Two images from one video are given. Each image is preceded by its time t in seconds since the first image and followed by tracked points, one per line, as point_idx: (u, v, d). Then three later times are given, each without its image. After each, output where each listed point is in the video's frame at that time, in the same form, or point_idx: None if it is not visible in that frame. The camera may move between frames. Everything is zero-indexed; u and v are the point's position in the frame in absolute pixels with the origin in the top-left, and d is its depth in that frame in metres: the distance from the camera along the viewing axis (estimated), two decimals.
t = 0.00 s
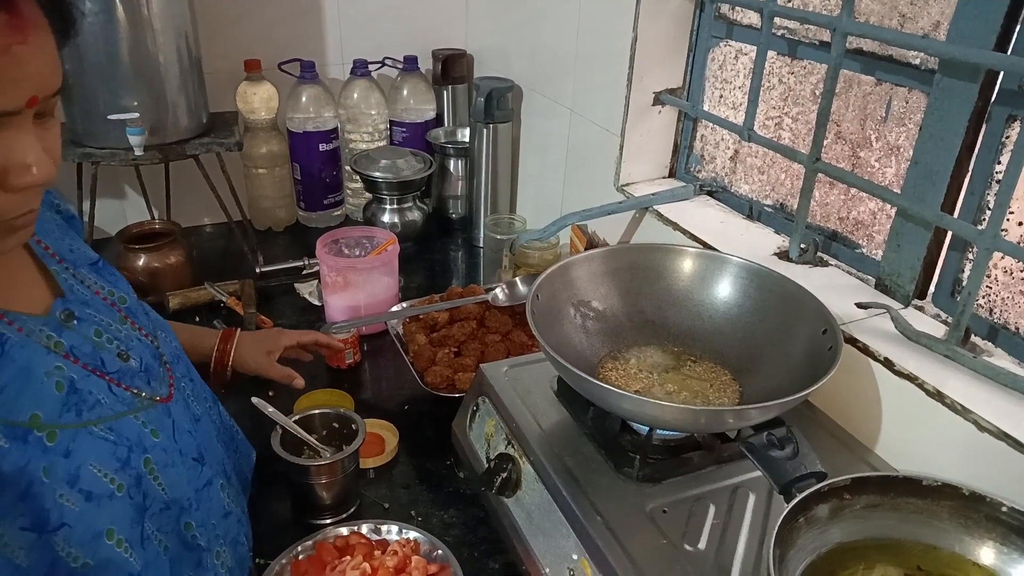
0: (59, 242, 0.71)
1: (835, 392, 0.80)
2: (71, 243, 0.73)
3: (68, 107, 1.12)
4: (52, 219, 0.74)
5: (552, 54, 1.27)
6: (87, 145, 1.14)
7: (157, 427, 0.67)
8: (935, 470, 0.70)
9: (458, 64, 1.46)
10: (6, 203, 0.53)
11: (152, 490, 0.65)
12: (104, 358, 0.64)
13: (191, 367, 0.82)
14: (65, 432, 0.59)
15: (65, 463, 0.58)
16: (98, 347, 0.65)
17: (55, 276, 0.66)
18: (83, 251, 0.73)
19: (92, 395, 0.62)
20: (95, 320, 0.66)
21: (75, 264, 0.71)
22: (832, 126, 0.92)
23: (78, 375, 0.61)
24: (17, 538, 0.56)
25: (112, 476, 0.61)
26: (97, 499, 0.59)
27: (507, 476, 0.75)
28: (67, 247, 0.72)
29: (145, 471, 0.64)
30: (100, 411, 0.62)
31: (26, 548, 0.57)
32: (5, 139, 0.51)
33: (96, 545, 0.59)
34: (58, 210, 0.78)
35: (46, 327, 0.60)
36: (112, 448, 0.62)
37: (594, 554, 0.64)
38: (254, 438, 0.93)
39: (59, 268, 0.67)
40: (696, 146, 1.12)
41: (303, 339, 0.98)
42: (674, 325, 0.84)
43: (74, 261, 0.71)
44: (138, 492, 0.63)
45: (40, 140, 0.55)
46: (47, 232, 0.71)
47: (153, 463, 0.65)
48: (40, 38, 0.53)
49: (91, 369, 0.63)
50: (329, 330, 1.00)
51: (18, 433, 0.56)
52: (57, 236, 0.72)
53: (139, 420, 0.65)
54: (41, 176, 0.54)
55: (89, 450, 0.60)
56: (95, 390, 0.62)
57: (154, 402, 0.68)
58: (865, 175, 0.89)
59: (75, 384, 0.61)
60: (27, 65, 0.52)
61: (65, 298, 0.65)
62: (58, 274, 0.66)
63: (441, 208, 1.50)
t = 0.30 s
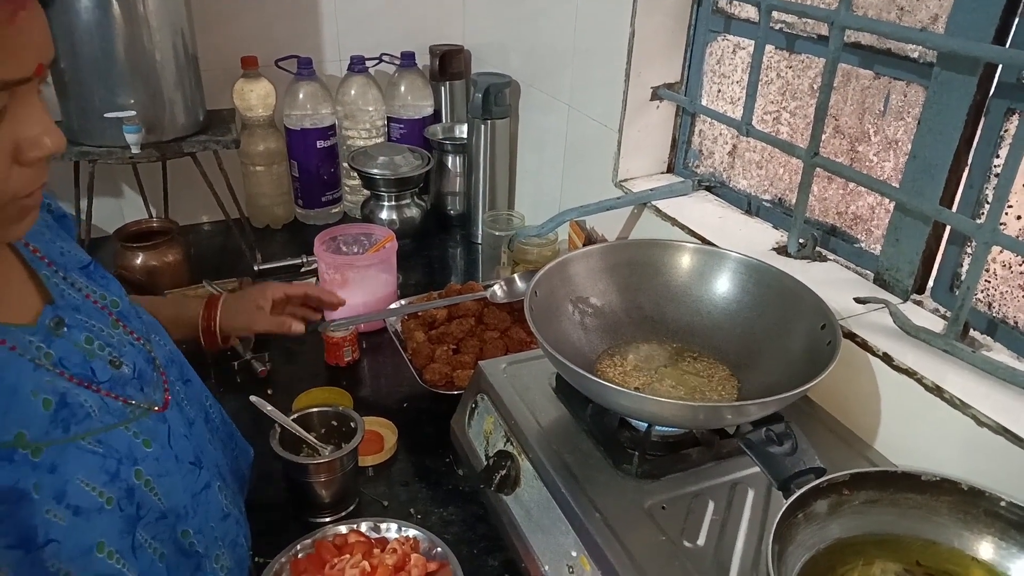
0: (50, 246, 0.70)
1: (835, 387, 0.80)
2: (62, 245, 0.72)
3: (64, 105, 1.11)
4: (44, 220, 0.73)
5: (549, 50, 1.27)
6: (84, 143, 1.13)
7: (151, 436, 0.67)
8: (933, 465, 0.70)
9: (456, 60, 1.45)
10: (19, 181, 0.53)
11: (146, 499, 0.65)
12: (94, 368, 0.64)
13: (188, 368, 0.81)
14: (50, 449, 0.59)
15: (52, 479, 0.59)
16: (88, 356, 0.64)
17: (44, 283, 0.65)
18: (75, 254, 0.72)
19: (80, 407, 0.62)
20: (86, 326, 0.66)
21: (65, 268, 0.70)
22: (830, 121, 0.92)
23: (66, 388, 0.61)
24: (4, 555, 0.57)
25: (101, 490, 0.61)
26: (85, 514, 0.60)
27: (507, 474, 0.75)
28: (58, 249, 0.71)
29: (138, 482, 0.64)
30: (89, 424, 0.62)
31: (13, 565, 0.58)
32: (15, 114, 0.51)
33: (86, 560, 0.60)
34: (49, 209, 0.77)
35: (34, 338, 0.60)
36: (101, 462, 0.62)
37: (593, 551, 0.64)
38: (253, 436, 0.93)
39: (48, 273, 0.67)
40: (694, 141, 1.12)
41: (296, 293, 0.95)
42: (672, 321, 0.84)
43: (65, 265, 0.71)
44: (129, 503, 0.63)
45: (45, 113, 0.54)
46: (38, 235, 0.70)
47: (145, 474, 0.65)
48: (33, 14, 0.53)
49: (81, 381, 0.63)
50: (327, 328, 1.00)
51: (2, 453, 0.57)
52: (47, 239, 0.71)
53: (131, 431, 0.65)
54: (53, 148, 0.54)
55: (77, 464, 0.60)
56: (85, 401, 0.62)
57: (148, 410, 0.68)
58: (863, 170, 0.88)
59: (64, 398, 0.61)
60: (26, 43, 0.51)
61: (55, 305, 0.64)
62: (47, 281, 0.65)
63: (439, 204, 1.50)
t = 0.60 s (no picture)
0: (35, 249, 0.69)
1: (841, 389, 0.79)
2: (50, 248, 0.71)
3: (68, 107, 1.12)
4: (34, 223, 0.72)
5: (552, 51, 1.27)
6: (88, 145, 1.14)
7: (126, 442, 0.67)
8: (938, 466, 0.70)
9: (458, 61, 1.46)
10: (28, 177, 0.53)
11: (125, 506, 0.66)
12: (70, 375, 0.64)
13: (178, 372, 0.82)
14: (21, 456, 0.60)
15: (23, 488, 0.60)
16: (65, 361, 0.64)
17: (26, 287, 0.64)
18: (62, 257, 0.71)
19: (52, 414, 0.61)
20: (66, 331, 0.65)
21: (50, 271, 0.69)
22: (834, 121, 0.92)
23: (38, 394, 0.61)
24: None
25: (74, 498, 0.63)
26: (60, 522, 0.62)
27: (511, 475, 0.74)
28: (44, 253, 0.70)
29: (113, 489, 0.65)
30: (61, 431, 0.62)
31: None
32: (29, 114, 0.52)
33: (64, 567, 0.63)
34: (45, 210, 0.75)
35: (10, 344, 0.60)
36: (76, 471, 0.63)
37: (597, 552, 0.64)
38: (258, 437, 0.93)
39: (31, 277, 0.66)
40: (697, 142, 1.12)
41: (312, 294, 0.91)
42: (676, 322, 0.84)
43: (50, 268, 0.70)
44: (107, 510, 0.65)
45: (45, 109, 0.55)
46: (24, 239, 0.69)
47: (122, 481, 0.66)
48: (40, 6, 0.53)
49: (54, 387, 0.62)
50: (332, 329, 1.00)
51: None
52: (34, 242, 0.70)
53: (107, 438, 0.65)
54: (55, 145, 0.55)
55: (50, 473, 0.61)
56: (57, 408, 0.62)
57: (127, 416, 0.68)
58: (867, 170, 0.88)
59: (33, 404, 0.60)
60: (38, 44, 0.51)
61: (35, 310, 0.64)
62: (28, 285, 0.64)
63: (443, 206, 1.50)
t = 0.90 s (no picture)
0: (41, 228, 0.70)
1: (857, 386, 0.79)
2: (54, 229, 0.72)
3: (82, 101, 1.12)
4: (32, 208, 0.73)
5: (565, 43, 1.26)
6: (102, 138, 1.14)
7: (145, 405, 0.67)
8: (955, 463, 0.70)
9: (471, 54, 1.45)
10: (33, 143, 0.53)
11: (149, 465, 0.66)
12: (90, 341, 0.63)
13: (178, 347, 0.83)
14: (59, 413, 0.59)
15: (58, 444, 0.58)
16: (83, 328, 0.63)
17: (38, 261, 0.65)
18: (65, 236, 0.72)
19: (78, 376, 0.61)
20: (80, 302, 0.65)
21: (58, 247, 0.70)
22: (851, 115, 0.91)
23: (63, 357, 0.60)
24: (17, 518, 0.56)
25: (107, 454, 0.62)
26: (93, 477, 0.61)
27: (523, 470, 0.75)
28: (50, 233, 0.71)
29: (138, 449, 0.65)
30: (88, 392, 0.62)
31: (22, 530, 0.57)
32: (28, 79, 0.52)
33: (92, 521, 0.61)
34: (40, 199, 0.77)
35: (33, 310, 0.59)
36: (104, 429, 0.62)
37: (610, 548, 0.64)
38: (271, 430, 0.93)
39: (41, 252, 0.66)
40: (712, 135, 1.11)
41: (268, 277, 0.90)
42: (690, 317, 0.84)
43: (57, 245, 0.70)
44: (134, 469, 0.64)
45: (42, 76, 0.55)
46: (29, 218, 0.70)
47: (145, 441, 0.65)
48: None
49: (77, 351, 0.62)
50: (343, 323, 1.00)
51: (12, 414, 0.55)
52: (38, 222, 0.71)
53: (129, 400, 0.65)
54: (56, 110, 0.55)
55: (81, 430, 0.60)
56: (81, 371, 0.61)
57: (143, 380, 0.68)
58: (884, 164, 0.87)
59: (61, 367, 0.59)
60: (32, 10, 0.51)
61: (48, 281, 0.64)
62: (40, 259, 0.65)
63: (455, 199, 1.49)
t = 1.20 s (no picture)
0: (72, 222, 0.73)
1: (872, 388, 0.78)
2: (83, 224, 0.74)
3: (97, 102, 1.13)
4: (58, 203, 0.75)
5: (577, 42, 1.25)
6: (116, 139, 1.15)
7: (189, 378, 0.69)
8: (971, 466, 0.69)
9: (482, 53, 1.44)
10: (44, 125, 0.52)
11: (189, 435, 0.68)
12: (134, 320, 0.67)
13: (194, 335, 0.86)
14: (117, 384, 0.61)
15: (119, 413, 0.60)
16: (126, 309, 0.67)
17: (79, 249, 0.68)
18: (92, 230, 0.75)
19: (133, 349, 0.63)
20: (120, 287, 0.69)
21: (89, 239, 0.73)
22: (866, 114, 0.90)
23: (120, 332, 0.63)
24: (85, 483, 0.59)
25: (162, 423, 0.64)
26: (151, 444, 0.62)
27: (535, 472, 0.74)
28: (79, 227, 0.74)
29: (184, 421, 0.67)
30: (142, 363, 0.64)
31: (90, 493, 0.59)
32: (28, 58, 0.49)
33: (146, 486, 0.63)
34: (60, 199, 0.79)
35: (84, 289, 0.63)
36: (157, 399, 0.64)
37: (623, 551, 0.63)
38: (283, 431, 0.94)
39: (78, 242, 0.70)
40: (725, 134, 1.10)
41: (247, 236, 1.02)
42: (703, 318, 0.83)
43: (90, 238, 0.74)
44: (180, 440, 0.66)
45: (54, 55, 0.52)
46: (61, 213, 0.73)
47: (189, 412, 0.67)
48: None
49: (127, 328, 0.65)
50: (354, 324, 1.00)
51: (79, 383, 0.58)
52: (67, 216, 0.74)
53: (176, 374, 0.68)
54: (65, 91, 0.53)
55: (138, 400, 0.62)
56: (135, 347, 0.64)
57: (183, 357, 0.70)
58: (900, 164, 0.86)
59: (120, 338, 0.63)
60: None
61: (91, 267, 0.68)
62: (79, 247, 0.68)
63: (466, 198, 1.50)
